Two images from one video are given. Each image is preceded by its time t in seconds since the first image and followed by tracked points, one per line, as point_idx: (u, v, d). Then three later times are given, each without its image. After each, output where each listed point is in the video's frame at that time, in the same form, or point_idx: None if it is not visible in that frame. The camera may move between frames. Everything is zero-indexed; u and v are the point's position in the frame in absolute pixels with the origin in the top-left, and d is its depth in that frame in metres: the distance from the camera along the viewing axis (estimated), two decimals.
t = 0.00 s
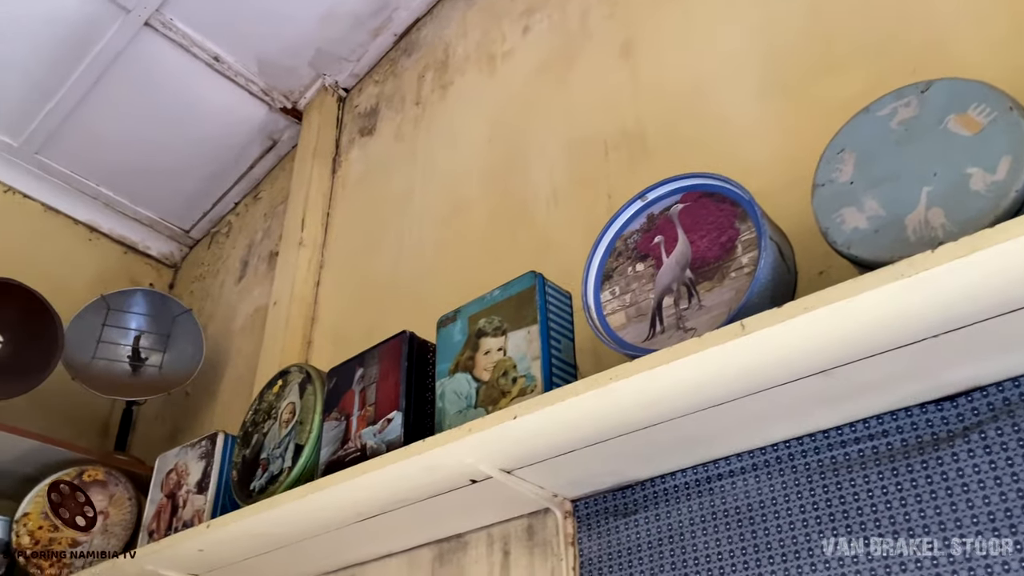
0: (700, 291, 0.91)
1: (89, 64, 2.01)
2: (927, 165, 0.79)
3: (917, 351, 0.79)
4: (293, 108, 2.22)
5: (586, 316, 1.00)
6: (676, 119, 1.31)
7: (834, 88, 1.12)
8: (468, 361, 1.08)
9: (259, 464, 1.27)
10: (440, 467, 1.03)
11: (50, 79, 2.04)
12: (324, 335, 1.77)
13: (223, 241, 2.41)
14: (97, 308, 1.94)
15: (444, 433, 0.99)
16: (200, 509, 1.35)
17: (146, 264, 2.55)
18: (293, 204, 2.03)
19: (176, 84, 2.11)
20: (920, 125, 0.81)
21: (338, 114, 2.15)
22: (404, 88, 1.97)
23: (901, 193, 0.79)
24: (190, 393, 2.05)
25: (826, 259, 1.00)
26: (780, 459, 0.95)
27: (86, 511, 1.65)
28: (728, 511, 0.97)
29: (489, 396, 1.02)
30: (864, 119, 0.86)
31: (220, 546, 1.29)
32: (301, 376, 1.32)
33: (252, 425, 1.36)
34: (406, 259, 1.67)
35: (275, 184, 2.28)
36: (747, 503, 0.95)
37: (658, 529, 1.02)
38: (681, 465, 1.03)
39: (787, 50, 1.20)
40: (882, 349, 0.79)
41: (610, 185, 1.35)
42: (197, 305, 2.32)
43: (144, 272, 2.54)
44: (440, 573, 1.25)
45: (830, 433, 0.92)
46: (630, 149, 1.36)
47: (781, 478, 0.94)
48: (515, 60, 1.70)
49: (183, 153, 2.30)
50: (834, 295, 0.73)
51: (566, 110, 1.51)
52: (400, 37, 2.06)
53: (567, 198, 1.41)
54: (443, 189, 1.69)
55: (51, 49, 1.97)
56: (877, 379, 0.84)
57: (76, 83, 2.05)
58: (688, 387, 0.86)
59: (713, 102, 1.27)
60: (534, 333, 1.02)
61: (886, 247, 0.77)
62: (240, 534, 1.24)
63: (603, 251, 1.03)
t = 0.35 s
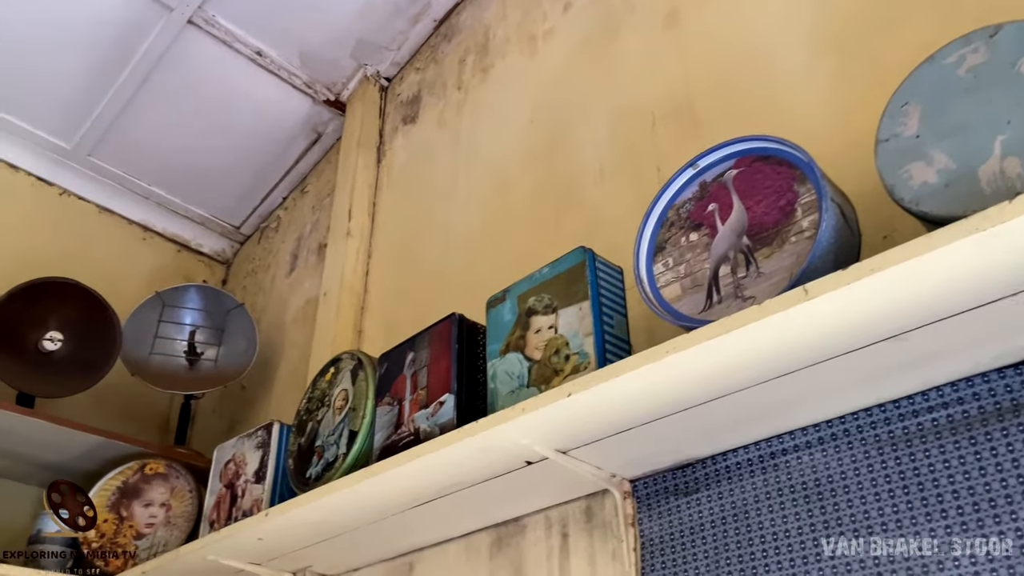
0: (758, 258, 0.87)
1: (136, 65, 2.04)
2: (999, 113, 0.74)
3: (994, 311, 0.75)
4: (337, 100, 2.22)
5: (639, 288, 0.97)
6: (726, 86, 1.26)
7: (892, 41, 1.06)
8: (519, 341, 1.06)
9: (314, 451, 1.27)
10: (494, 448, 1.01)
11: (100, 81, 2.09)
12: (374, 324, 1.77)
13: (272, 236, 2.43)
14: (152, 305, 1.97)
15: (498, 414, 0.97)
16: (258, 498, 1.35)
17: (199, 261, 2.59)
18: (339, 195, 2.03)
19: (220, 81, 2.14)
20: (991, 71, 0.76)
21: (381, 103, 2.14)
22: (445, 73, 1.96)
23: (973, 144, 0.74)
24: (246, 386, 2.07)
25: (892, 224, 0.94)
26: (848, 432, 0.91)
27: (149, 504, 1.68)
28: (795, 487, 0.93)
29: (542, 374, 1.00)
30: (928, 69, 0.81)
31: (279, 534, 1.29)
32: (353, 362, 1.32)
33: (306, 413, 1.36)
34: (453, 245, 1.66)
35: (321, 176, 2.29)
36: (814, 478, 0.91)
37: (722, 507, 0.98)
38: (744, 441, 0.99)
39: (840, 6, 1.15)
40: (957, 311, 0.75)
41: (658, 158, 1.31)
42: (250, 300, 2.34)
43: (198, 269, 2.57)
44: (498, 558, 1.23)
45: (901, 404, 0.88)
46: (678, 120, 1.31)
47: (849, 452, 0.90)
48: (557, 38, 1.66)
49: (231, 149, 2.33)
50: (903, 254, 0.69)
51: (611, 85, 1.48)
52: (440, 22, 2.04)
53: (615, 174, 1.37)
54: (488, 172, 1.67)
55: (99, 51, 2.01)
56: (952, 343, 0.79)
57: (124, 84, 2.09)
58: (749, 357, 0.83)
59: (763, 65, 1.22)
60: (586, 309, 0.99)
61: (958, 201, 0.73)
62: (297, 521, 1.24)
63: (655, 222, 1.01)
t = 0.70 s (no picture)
0: (813, 217, 0.82)
1: (176, 62, 2.07)
2: None
3: None
4: (376, 89, 2.22)
5: (688, 256, 0.93)
6: (772, 45, 1.20)
7: None
8: (564, 317, 1.02)
9: (362, 437, 1.26)
10: (543, 428, 0.98)
11: (143, 80, 2.12)
12: (420, 311, 1.75)
13: (318, 228, 2.43)
14: (201, 300, 1.99)
15: (544, 392, 0.94)
16: (309, 487, 1.35)
17: (247, 256, 2.61)
18: (381, 183, 2.01)
19: (259, 75, 2.15)
20: None
21: (420, 89, 2.12)
22: (483, 55, 1.93)
23: None
24: (297, 377, 2.08)
25: (956, 179, 0.88)
26: (917, 400, 0.85)
27: (204, 496, 1.70)
28: (860, 460, 0.87)
29: (588, 349, 0.97)
30: (994, 4, 0.75)
31: (331, 522, 1.28)
32: (397, 347, 1.30)
33: (353, 400, 1.35)
34: (496, 227, 1.63)
35: (363, 166, 2.28)
36: (881, 449, 0.86)
37: (783, 483, 0.93)
38: (804, 413, 0.94)
39: None
40: None
41: (701, 124, 1.26)
42: (298, 293, 2.35)
43: (246, 264, 2.60)
44: (552, 542, 1.20)
45: (973, 366, 0.81)
46: (722, 83, 1.25)
47: (918, 420, 0.84)
48: (596, 10, 1.61)
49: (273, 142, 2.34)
50: (973, 202, 0.64)
51: (652, 54, 1.43)
52: (476, 3, 2.00)
53: (657, 144, 1.32)
54: (529, 150, 1.63)
55: (140, 49, 2.05)
56: None
57: (166, 82, 2.12)
58: (808, 321, 0.78)
59: (812, 19, 1.15)
60: (632, 280, 0.95)
61: None
62: (347, 508, 1.23)
63: (702, 186, 0.96)
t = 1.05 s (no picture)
0: (862, 175, 0.78)
1: (216, 58, 2.10)
2: None
3: None
4: (411, 77, 2.21)
5: (731, 223, 0.89)
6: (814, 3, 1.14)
7: None
8: (605, 294, 0.99)
9: (407, 425, 1.25)
10: (587, 408, 0.96)
11: (183, 79, 2.17)
12: (462, 298, 1.74)
13: (360, 220, 2.44)
14: (248, 295, 2.00)
15: (586, 371, 0.91)
16: (357, 476, 1.35)
17: (293, 252, 2.64)
18: (420, 171, 2.00)
19: (295, 69, 2.17)
20: None
21: (455, 76, 2.10)
22: (518, 36, 1.90)
23: None
24: (344, 370, 2.08)
25: (1015, 130, 0.82)
26: (982, 365, 0.79)
27: (257, 489, 1.72)
28: (922, 431, 0.82)
29: (630, 326, 0.93)
30: None
31: (379, 511, 1.28)
32: (439, 333, 1.29)
33: (397, 387, 1.34)
34: (535, 210, 1.60)
35: (403, 156, 2.28)
36: (944, 419, 0.81)
37: (840, 458, 0.89)
38: (861, 384, 0.89)
39: None
40: None
41: (742, 90, 1.21)
42: (343, 286, 2.36)
43: (292, 259, 2.63)
44: (603, 526, 1.17)
45: None
46: (763, 47, 1.20)
47: (984, 387, 0.78)
48: None
49: (313, 136, 2.36)
50: None
51: (690, 22, 1.38)
52: None
53: (697, 114, 1.28)
54: (566, 130, 1.60)
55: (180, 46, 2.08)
56: None
57: (206, 78, 2.15)
58: (860, 285, 0.74)
59: None
60: (674, 252, 0.92)
61: None
62: (394, 497, 1.22)
63: (744, 151, 0.93)
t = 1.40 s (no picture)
0: (914, 134, 0.74)
1: (256, 58, 2.12)
2: None
3: None
4: (449, 67, 2.21)
5: (778, 192, 0.87)
6: None
7: None
8: (649, 272, 0.97)
9: (455, 412, 1.24)
10: (636, 388, 0.94)
11: (225, 81, 2.20)
12: (507, 285, 1.73)
13: (405, 214, 2.44)
14: (297, 292, 2.03)
15: (633, 350, 0.89)
16: (409, 465, 1.35)
17: (340, 248, 2.66)
18: (461, 161, 2.00)
19: (333, 66, 2.18)
20: None
21: (494, 63, 2.09)
22: (554, 20, 1.88)
23: None
24: (394, 362, 2.09)
25: None
26: None
27: (312, 482, 1.74)
28: (988, 400, 0.78)
29: (677, 303, 0.91)
30: None
31: (432, 500, 1.28)
32: (484, 319, 1.28)
33: (445, 376, 1.34)
34: (577, 195, 1.58)
35: (444, 147, 2.28)
36: (1011, 388, 0.77)
37: (902, 431, 0.85)
38: (921, 354, 0.85)
39: None
40: None
41: (786, 58, 1.17)
42: (390, 279, 2.37)
43: (339, 255, 2.65)
44: (657, 510, 1.15)
45: None
46: (806, 12, 1.16)
47: None
48: None
49: (355, 131, 2.38)
50: None
51: None
52: None
53: (739, 86, 1.24)
54: (606, 111, 1.58)
55: (221, 48, 2.11)
56: None
57: (247, 79, 2.18)
58: (916, 249, 0.70)
59: None
60: (719, 225, 0.89)
61: None
62: (445, 485, 1.22)
63: (789, 116, 0.90)
